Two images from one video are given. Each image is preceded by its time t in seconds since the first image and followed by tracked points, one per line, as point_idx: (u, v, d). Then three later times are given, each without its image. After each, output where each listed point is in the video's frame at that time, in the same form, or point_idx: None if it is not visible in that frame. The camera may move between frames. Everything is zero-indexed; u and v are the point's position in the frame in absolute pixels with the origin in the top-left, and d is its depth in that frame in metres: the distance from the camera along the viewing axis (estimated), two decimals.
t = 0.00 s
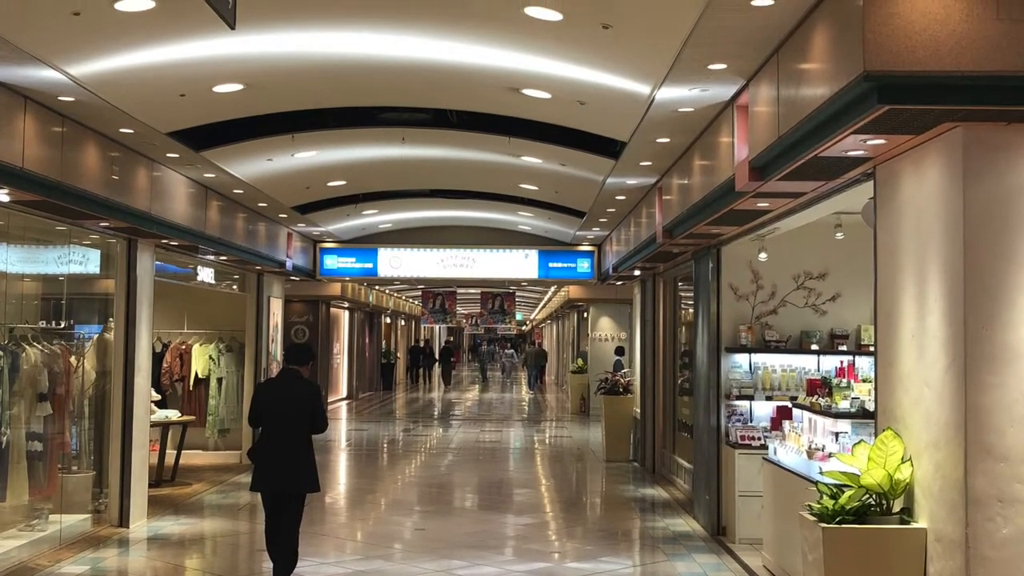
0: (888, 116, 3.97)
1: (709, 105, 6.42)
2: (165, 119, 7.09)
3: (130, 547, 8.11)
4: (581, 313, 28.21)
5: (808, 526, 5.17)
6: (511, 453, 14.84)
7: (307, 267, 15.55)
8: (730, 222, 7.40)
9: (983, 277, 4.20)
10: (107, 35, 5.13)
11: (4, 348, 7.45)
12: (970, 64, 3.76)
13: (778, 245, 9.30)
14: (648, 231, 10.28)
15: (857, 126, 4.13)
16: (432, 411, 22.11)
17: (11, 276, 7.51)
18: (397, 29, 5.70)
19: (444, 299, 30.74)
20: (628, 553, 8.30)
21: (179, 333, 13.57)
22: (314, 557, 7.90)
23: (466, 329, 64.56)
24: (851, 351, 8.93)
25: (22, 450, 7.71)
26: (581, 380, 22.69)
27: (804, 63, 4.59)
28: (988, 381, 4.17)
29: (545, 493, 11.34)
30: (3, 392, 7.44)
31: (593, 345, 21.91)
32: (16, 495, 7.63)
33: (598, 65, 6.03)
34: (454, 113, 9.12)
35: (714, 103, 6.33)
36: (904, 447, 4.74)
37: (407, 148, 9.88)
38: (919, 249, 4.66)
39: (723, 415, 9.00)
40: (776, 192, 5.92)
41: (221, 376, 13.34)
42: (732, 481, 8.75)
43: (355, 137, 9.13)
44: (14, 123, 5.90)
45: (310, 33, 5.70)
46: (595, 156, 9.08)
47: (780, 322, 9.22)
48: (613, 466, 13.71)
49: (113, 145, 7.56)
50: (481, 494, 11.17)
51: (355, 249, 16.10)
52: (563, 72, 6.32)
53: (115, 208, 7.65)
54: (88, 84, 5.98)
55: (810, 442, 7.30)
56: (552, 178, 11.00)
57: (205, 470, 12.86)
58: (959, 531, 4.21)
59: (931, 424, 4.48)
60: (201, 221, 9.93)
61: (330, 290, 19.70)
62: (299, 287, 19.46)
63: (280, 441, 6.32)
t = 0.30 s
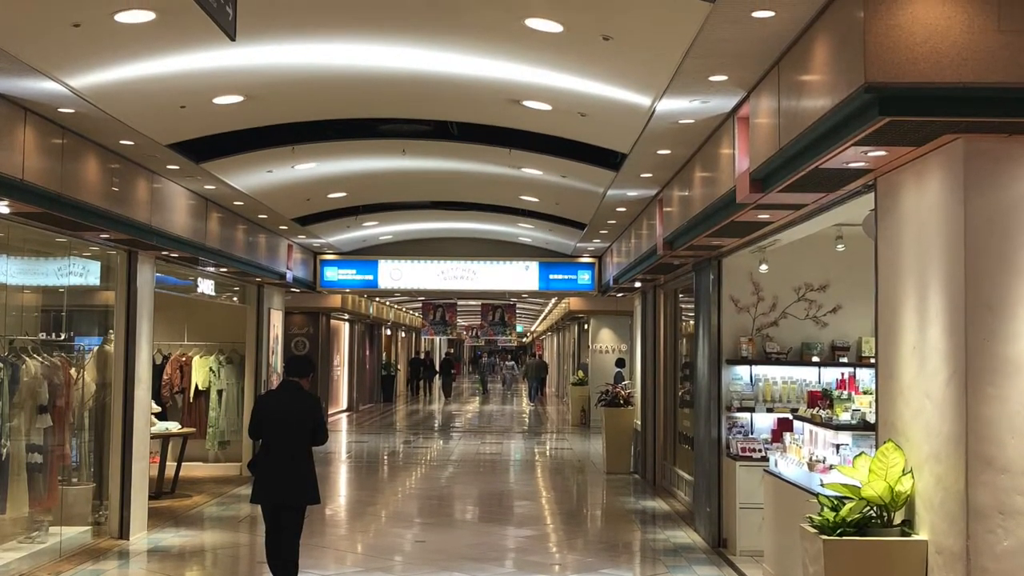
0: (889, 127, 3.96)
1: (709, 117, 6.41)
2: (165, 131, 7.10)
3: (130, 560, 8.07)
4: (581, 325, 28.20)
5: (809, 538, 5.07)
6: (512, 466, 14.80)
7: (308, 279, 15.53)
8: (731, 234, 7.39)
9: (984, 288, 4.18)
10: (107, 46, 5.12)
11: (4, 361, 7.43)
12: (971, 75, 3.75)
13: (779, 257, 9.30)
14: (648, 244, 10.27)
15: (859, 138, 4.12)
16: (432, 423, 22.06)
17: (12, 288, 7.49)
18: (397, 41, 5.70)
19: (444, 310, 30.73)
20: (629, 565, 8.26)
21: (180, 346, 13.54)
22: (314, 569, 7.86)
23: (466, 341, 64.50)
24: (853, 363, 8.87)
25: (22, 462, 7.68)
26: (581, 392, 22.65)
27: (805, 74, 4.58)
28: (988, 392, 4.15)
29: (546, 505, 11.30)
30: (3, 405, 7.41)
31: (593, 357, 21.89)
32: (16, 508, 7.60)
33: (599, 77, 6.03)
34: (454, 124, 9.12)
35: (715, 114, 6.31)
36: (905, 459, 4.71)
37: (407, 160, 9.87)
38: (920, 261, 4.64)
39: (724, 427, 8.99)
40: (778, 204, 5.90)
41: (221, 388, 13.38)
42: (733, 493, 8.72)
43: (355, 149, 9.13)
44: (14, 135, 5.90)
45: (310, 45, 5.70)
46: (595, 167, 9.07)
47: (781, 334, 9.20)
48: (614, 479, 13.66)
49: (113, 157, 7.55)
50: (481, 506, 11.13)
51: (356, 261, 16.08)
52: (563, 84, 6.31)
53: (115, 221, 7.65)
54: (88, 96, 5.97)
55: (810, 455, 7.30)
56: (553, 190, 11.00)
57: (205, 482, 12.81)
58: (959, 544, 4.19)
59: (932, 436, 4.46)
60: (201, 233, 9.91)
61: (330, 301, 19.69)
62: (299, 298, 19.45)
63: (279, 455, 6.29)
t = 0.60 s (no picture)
0: (889, 140, 3.96)
1: (710, 128, 6.40)
2: (165, 142, 7.10)
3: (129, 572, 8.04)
4: (582, 337, 28.17)
5: (809, 550, 5.04)
6: (513, 478, 14.75)
7: (308, 290, 15.52)
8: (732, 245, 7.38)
9: (984, 300, 4.17)
10: (107, 58, 5.13)
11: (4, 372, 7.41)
12: (973, 87, 3.74)
13: (780, 268, 9.30)
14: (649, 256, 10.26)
15: (859, 149, 4.11)
16: (433, 434, 22.01)
17: (11, 300, 7.48)
18: (398, 52, 5.70)
19: (445, 322, 30.71)
20: None
21: (180, 357, 13.53)
22: None
23: (466, 352, 64.42)
24: (854, 376, 8.85)
25: (22, 475, 7.66)
26: (582, 404, 22.60)
27: (806, 86, 4.58)
28: (989, 404, 4.13)
29: (546, 517, 11.25)
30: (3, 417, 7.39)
31: (594, 369, 21.87)
32: (16, 519, 7.57)
33: (599, 88, 6.02)
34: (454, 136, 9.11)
35: (715, 126, 6.31)
36: (906, 471, 4.68)
37: (407, 172, 9.87)
38: (921, 273, 4.62)
39: (725, 439, 8.93)
40: (778, 215, 5.89)
41: (221, 401, 13.33)
42: (733, 505, 8.69)
43: (355, 160, 9.14)
44: (14, 147, 5.89)
45: (310, 56, 5.70)
46: (596, 179, 9.07)
47: (782, 346, 9.17)
48: (614, 491, 13.61)
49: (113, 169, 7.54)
50: (481, 518, 11.09)
51: (357, 273, 16.07)
52: (563, 95, 6.30)
53: (115, 232, 7.63)
54: (88, 108, 5.97)
55: (811, 466, 7.29)
56: (553, 202, 10.99)
57: (205, 494, 12.76)
58: (960, 556, 4.16)
59: (933, 448, 4.43)
60: (201, 244, 9.89)
61: (331, 313, 19.67)
62: (300, 311, 19.44)
63: (280, 467, 6.25)
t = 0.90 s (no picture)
0: (890, 151, 3.95)
1: (711, 140, 6.40)
2: (165, 154, 7.09)
3: None
4: (583, 348, 28.15)
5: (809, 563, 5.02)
6: (513, 490, 14.71)
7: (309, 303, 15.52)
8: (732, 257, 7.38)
9: (985, 312, 4.15)
10: (108, 70, 5.13)
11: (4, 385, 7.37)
12: (973, 98, 3.74)
13: (780, 281, 9.27)
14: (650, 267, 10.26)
15: (859, 161, 4.11)
16: (433, 447, 21.97)
17: (11, 312, 7.44)
18: (398, 64, 5.70)
19: (446, 334, 30.70)
20: None
21: (180, 369, 13.52)
22: None
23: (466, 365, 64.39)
24: (854, 389, 8.77)
25: (22, 487, 7.63)
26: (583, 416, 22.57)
27: (806, 98, 4.58)
28: (990, 417, 4.11)
29: (547, 529, 11.21)
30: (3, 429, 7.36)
31: (595, 381, 21.84)
32: (16, 531, 7.54)
33: (600, 100, 6.02)
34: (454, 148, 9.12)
35: (716, 138, 6.31)
36: (907, 484, 4.65)
37: (407, 183, 9.87)
38: (922, 286, 4.60)
39: (726, 450, 8.90)
40: (779, 227, 5.89)
41: (221, 412, 13.30)
42: (734, 517, 8.65)
43: (355, 172, 9.15)
44: (14, 159, 5.89)
45: (311, 68, 5.70)
46: (596, 191, 9.07)
47: (783, 357, 9.16)
48: (615, 503, 13.57)
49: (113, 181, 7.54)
50: (482, 530, 11.05)
51: (357, 284, 16.06)
52: (564, 107, 6.31)
53: (116, 244, 7.63)
54: (88, 120, 5.97)
55: (811, 479, 7.28)
56: (554, 214, 10.98)
57: (205, 507, 12.72)
58: (961, 568, 4.14)
59: (933, 460, 4.42)
60: (201, 256, 9.87)
61: (331, 325, 19.66)
62: (301, 323, 19.42)
63: (280, 479, 6.20)
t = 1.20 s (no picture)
0: (891, 163, 3.94)
1: (712, 152, 6.40)
2: (165, 166, 7.09)
3: None
4: (583, 360, 28.12)
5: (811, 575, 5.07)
6: (514, 501, 14.67)
7: (309, 315, 15.51)
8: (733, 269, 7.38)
9: (987, 324, 4.13)
10: (108, 82, 5.13)
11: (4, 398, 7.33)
12: (975, 110, 3.73)
13: (781, 293, 9.27)
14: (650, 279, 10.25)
15: (861, 173, 4.10)
16: (434, 459, 21.92)
17: (11, 324, 7.38)
18: (399, 76, 5.71)
19: (446, 346, 30.67)
20: None
21: (180, 381, 13.52)
22: None
23: (467, 377, 64.32)
24: (855, 399, 8.74)
25: (22, 499, 7.59)
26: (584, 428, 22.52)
27: (807, 110, 4.57)
28: (992, 429, 4.09)
29: (547, 541, 11.17)
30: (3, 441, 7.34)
31: (596, 393, 21.80)
32: (16, 543, 7.50)
33: (600, 111, 6.02)
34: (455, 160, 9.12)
35: (716, 150, 6.31)
36: (908, 495, 4.62)
37: (408, 195, 9.88)
38: (923, 299, 4.59)
39: (726, 462, 8.89)
40: (780, 239, 5.88)
41: (221, 424, 13.25)
42: (734, 530, 8.62)
43: (356, 185, 9.16)
44: (14, 170, 5.88)
45: (311, 80, 5.70)
46: (597, 202, 9.07)
47: (784, 369, 9.15)
48: (616, 515, 13.53)
49: (114, 193, 7.53)
50: (482, 543, 11.00)
51: (358, 296, 16.03)
52: (564, 119, 6.31)
53: (115, 255, 7.61)
54: (88, 131, 5.97)
55: (812, 491, 7.27)
56: (555, 225, 10.97)
57: (205, 519, 12.66)
58: None
59: (934, 472, 4.39)
60: (201, 268, 9.86)
61: (331, 337, 19.65)
62: (301, 335, 19.42)
63: (280, 490, 6.13)
